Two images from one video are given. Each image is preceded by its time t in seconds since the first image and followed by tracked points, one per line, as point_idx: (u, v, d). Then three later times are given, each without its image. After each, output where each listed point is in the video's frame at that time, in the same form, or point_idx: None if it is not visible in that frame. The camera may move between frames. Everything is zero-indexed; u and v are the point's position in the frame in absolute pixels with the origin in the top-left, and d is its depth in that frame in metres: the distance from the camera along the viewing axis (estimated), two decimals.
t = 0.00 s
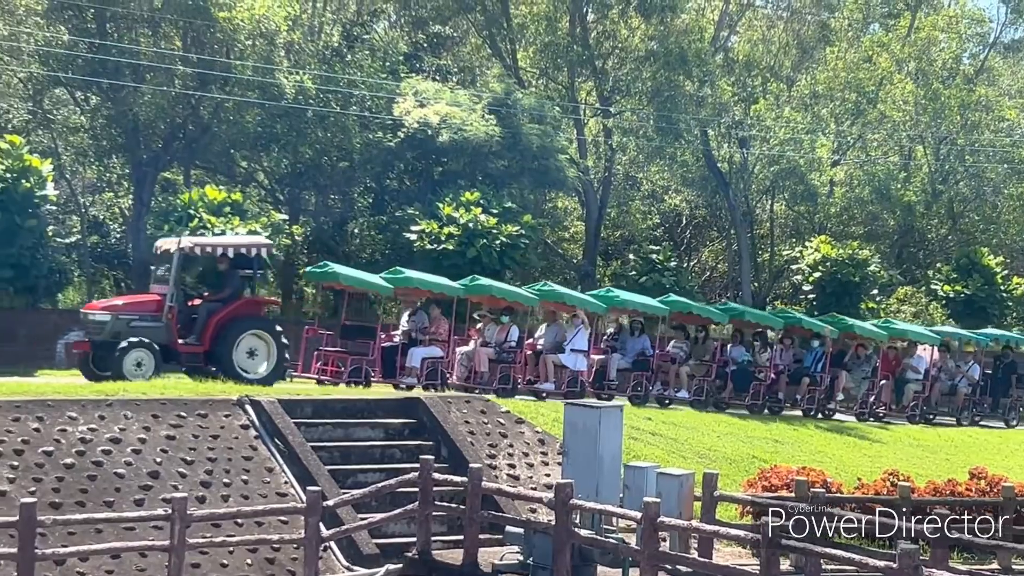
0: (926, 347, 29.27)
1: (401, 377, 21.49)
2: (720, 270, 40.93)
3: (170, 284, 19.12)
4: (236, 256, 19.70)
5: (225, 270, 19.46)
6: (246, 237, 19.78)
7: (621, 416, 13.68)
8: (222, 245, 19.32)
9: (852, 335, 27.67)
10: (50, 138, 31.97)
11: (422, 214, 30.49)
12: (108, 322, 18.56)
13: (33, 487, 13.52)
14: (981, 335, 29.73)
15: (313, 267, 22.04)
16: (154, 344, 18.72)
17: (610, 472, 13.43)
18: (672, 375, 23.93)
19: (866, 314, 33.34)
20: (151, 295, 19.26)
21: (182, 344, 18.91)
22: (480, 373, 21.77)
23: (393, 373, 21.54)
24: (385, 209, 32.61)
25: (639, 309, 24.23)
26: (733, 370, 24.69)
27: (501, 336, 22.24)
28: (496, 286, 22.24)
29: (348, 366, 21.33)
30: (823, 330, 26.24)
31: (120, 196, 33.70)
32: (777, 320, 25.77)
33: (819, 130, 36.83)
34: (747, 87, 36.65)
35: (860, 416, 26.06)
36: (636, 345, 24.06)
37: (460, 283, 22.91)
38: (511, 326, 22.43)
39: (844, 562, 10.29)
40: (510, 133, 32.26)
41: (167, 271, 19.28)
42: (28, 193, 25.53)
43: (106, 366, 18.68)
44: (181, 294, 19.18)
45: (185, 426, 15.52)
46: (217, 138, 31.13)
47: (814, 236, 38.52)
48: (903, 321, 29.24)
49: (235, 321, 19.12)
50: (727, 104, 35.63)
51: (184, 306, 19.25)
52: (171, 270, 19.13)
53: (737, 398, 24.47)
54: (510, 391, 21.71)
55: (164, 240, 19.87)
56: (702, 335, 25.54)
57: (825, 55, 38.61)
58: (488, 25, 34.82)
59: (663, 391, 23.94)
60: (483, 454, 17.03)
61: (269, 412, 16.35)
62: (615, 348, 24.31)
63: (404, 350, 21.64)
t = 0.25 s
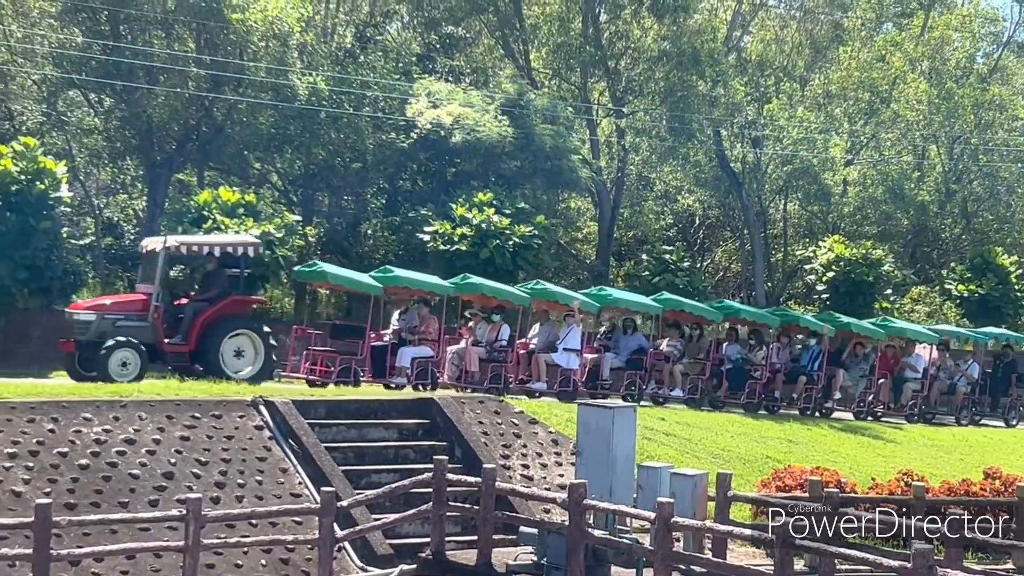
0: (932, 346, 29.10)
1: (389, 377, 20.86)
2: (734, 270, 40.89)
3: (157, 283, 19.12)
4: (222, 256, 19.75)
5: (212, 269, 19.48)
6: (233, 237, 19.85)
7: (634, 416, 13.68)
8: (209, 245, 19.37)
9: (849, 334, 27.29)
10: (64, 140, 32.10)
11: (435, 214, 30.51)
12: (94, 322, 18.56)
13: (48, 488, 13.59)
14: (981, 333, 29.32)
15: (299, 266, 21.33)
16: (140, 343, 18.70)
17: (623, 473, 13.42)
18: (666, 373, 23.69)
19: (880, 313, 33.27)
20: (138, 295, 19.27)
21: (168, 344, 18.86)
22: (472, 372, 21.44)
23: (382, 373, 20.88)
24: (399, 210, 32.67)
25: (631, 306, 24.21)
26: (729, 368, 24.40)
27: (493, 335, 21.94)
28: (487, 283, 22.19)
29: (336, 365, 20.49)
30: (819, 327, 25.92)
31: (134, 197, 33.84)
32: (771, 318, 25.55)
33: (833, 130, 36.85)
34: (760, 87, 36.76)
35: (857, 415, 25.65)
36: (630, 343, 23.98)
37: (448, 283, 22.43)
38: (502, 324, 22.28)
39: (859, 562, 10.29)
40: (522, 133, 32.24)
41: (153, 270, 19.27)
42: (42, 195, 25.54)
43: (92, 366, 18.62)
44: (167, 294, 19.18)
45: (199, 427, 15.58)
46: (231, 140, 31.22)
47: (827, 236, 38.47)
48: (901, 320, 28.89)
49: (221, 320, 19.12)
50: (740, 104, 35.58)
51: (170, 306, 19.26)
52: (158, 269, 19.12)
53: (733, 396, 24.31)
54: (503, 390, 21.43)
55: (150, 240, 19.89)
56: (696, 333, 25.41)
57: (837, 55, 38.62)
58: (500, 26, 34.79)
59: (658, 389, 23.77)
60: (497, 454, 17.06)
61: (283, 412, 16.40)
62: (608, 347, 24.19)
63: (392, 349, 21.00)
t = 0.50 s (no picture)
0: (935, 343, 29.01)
1: (377, 374, 20.86)
2: (749, 267, 40.78)
3: (139, 281, 19.09)
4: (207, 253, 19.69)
5: (196, 267, 19.44)
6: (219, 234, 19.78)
7: (649, 415, 13.68)
8: (193, 243, 19.30)
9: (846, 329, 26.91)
10: (79, 140, 32.25)
11: (449, 213, 30.54)
12: (76, 320, 18.59)
13: (65, 488, 13.65)
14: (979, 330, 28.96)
15: (287, 265, 21.33)
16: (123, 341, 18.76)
17: (638, 471, 13.42)
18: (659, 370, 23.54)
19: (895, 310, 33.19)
20: (121, 292, 19.26)
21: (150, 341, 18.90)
22: (460, 369, 21.38)
23: (369, 369, 20.91)
24: (413, 209, 32.73)
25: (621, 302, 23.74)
26: (723, 364, 24.28)
27: (481, 331, 21.88)
28: (476, 280, 21.89)
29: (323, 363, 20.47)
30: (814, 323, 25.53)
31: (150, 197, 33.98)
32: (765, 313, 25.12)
33: (847, 127, 36.55)
34: (774, 84, 36.78)
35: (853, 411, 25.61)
36: (621, 340, 23.68)
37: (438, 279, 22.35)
38: (491, 320, 22.20)
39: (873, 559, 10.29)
40: (536, 131, 32.24)
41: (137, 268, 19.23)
42: (59, 194, 25.60)
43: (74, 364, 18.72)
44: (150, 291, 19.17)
45: (214, 426, 15.63)
46: (246, 139, 31.31)
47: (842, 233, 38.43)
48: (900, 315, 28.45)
49: (204, 318, 19.14)
50: (754, 101, 35.25)
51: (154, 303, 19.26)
52: (141, 267, 19.07)
53: (727, 393, 24.20)
54: (493, 386, 21.45)
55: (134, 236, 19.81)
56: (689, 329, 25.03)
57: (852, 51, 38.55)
58: (514, 24, 34.89)
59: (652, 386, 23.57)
60: (512, 452, 17.09)
61: (298, 411, 16.44)
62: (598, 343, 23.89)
63: (379, 346, 20.97)
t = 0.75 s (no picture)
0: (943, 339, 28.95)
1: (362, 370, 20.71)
2: (760, 263, 40.58)
3: (121, 277, 19.26)
4: (191, 249, 19.66)
5: (179, 263, 19.41)
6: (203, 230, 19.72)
7: (659, 411, 13.67)
8: (174, 238, 19.30)
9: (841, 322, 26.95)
10: (90, 137, 32.40)
11: (459, 209, 30.55)
12: (57, 316, 18.87)
13: (76, 484, 13.70)
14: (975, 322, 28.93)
15: (269, 260, 21.12)
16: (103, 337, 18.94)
17: (649, 467, 13.42)
18: (649, 364, 23.61)
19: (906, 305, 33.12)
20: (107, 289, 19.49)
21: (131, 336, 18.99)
22: (447, 364, 21.20)
23: (355, 365, 20.73)
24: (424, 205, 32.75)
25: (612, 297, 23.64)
26: (715, 359, 24.27)
27: (468, 326, 21.63)
28: (463, 274, 21.84)
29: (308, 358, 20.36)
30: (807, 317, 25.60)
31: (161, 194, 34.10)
32: (756, 307, 25.10)
33: (858, 122, 36.59)
34: (785, 79, 36.85)
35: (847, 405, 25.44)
36: (610, 335, 23.52)
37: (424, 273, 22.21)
38: (479, 315, 21.91)
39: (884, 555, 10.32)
40: (547, 127, 32.22)
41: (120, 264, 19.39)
42: (69, 191, 25.70)
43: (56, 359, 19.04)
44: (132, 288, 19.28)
45: (226, 423, 15.67)
46: (256, 136, 31.36)
47: (853, 228, 37.98)
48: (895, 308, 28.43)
49: (187, 314, 19.06)
50: (765, 97, 35.41)
51: (136, 299, 19.36)
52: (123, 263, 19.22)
53: (719, 387, 24.12)
54: (480, 381, 21.34)
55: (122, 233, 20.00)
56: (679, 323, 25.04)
57: (862, 46, 38.49)
58: (524, 20, 34.83)
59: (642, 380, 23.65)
60: (523, 448, 17.12)
61: (309, 408, 16.49)
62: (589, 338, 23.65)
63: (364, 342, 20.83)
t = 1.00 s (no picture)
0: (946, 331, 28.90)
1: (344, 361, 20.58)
2: (769, 254, 40.47)
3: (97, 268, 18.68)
4: (168, 239, 19.19)
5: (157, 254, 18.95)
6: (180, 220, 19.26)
7: (669, 403, 13.66)
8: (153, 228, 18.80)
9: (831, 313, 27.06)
10: (100, 130, 32.48)
11: (468, 201, 30.58)
12: (31, 308, 18.23)
13: (87, 477, 13.76)
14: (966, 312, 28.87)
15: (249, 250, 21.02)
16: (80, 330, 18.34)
17: (659, 459, 13.43)
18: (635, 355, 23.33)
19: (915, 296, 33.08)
20: (79, 280, 18.86)
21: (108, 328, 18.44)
22: (430, 355, 21.14)
23: (336, 356, 20.61)
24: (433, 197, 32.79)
25: (596, 287, 23.62)
26: (702, 349, 24.16)
27: (450, 317, 21.59)
28: (445, 264, 21.87)
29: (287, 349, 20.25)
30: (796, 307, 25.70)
31: (171, 187, 34.19)
32: (744, 296, 25.06)
33: (868, 113, 36.38)
34: (794, 70, 36.73)
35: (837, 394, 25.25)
36: (595, 325, 23.44)
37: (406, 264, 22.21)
38: (462, 305, 21.88)
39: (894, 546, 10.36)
40: (555, 119, 32.26)
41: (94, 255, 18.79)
42: (78, 184, 25.65)
43: (30, 352, 18.45)
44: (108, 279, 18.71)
45: (235, 416, 15.72)
46: (264, 129, 31.35)
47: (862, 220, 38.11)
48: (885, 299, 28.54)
49: (165, 306, 18.62)
50: (774, 88, 35.19)
51: (113, 291, 18.80)
52: (98, 254, 18.63)
53: (707, 377, 24.01)
54: (464, 373, 21.13)
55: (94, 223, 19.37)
56: (667, 312, 25.00)
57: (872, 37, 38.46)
58: (532, 12, 34.86)
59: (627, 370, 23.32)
60: (532, 441, 17.16)
61: (319, 400, 16.55)
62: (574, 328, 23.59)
63: (346, 333, 20.69)
